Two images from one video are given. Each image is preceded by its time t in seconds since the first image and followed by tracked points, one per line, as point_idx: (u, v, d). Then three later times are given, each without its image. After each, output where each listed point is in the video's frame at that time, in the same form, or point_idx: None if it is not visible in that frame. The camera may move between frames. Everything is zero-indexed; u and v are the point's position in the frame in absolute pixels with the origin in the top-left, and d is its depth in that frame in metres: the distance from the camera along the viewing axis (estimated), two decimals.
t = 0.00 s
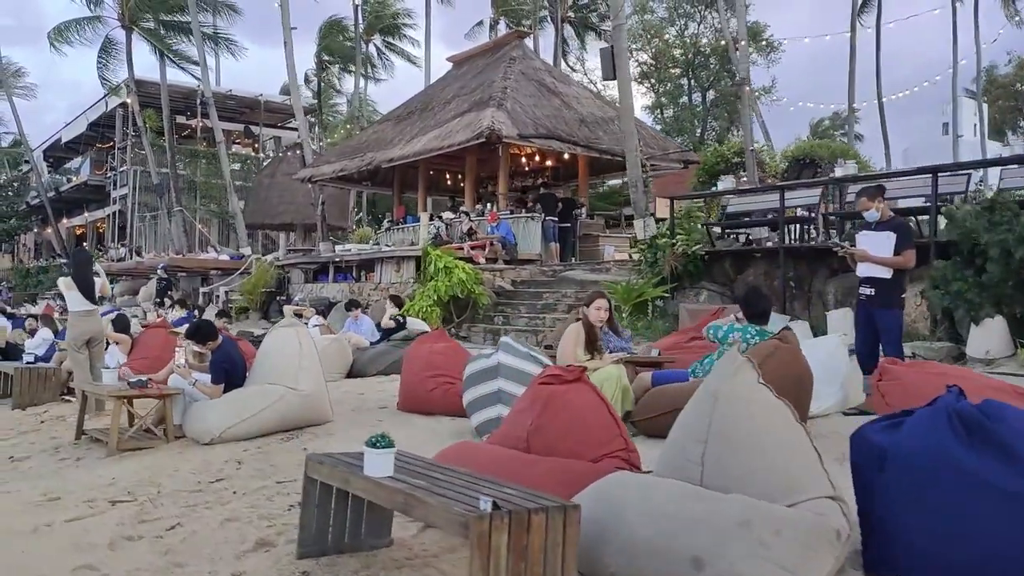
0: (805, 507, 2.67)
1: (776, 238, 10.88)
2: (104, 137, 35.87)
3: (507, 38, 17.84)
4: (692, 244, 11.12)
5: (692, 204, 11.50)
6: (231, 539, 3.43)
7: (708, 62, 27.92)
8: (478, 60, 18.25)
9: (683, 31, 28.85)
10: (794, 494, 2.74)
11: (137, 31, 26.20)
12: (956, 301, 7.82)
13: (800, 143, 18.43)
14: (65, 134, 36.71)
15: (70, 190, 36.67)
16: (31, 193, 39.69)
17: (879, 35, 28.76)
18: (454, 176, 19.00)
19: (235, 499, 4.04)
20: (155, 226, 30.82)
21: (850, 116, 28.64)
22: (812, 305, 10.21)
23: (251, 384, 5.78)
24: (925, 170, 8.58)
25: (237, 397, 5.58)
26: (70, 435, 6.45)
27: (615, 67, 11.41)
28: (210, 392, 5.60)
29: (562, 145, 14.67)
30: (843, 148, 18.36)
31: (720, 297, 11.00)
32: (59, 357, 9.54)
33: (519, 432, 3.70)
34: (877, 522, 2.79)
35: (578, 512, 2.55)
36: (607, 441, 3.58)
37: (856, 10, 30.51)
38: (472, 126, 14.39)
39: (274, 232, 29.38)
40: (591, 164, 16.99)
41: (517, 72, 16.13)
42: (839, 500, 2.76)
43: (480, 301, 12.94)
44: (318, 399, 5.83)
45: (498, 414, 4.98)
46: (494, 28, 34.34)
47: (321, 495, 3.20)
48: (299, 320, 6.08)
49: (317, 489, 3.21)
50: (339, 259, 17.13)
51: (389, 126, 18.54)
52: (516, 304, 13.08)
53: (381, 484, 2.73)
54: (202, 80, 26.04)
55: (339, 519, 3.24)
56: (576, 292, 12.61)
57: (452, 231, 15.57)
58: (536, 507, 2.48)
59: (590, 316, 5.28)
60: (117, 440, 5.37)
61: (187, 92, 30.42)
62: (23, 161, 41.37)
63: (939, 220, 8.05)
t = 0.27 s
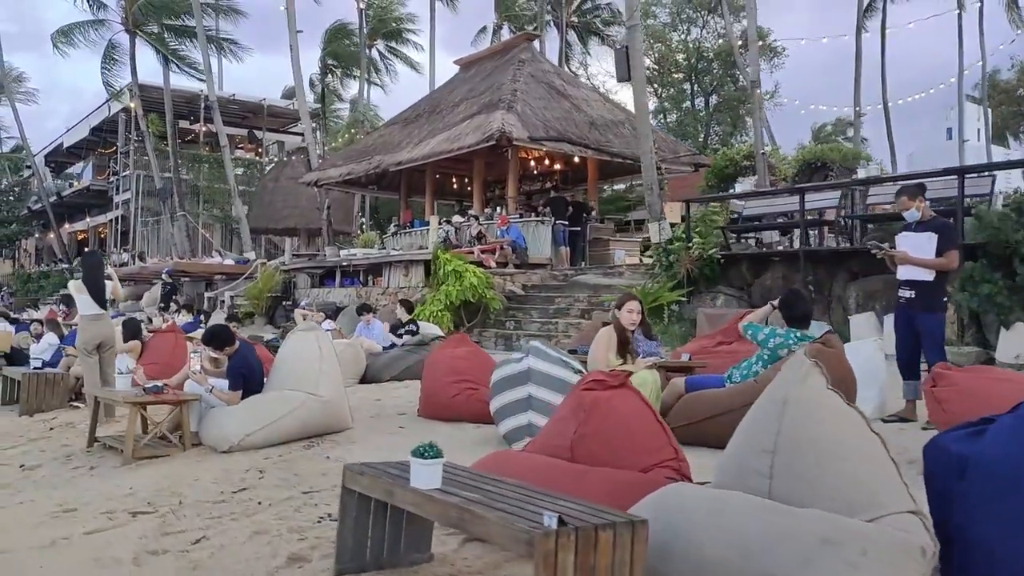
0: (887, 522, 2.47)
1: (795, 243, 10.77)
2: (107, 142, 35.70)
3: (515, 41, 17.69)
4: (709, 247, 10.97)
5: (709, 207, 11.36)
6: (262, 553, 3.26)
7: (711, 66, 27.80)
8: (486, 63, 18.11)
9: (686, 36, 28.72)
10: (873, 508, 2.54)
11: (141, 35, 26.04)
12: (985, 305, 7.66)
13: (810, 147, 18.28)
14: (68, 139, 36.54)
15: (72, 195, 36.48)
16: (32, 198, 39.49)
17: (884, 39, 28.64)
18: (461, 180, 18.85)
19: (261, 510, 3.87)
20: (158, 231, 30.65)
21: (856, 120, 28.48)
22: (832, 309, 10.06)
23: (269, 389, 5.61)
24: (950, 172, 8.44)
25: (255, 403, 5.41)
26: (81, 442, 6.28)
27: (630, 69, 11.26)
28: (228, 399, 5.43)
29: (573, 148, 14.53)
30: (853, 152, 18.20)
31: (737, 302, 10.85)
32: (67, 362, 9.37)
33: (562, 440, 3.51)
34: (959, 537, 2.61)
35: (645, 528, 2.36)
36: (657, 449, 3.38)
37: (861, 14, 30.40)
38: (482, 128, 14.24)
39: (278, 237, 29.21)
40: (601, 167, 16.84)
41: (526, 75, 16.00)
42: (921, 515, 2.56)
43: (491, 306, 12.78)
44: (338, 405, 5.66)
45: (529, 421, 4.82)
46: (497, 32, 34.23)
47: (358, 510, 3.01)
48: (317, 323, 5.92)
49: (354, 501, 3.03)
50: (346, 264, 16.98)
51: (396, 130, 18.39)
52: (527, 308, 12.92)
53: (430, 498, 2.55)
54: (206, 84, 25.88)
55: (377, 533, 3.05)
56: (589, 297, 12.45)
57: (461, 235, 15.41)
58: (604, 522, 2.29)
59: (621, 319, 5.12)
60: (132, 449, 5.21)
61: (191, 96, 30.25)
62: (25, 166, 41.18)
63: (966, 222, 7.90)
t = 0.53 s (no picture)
0: (965, 533, 2.31)
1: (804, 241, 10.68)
2: (102, 147, 35.38)
3: (516, 41, 17.54)
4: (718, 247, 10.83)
5: (717, 207, 11.22)
6: (286, 569, 3.09)
7: (707, 68, 27.66)
8: (487, 64, 17.94)
9: (682, 38, 28.56)
10: (947, 518, 2.38)
11: (136, 39, 25.76)
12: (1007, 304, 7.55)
13: (814, 147, 18.15)
14: (62, 143, 36.21)
15: (66, 200, 36.16)
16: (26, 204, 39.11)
17: (882, 39, 28.54)
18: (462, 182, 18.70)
19: (280, 521, 3.70)
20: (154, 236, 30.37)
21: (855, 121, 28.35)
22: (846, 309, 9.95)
23: (279, 394, 5.42)
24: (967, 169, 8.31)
25: (265, 409, 5.23)
26: (85, 450, 6.10)
27: (637, 67, 11.10)
28: (237, 404, 5.24)
29: (577, 149, 14.37)
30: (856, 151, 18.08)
31: (747, 302, 10.71)
32: (67, 368, 9.17)
33: (599, 445, 3.34)
34: None
35: (709, 540, 2.19)
36: (700, 454, 3.20)
37: (859, 15, 30.30)
38: (484, 129, 14.07)
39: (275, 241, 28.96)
40: (603, 168, 16.67)
41: (528, 75, 15.84)
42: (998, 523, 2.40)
43: (497, 308, 12.64)
44: (350, 411, 5.49)
45: (552, 425, 4.66)
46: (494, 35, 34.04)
47: (389, 521, 2.85)
48: (327, 325, 5.74)
49: (383, 512, 2.84)
50: (347, 267, 16.79)
51: (397, 131, 18.20)
52: (533, 310, 12.75)
53: (472, 509, 2.37)
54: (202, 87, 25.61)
55: (409, 547, 2.87)
56: (595, 298, 12.29)
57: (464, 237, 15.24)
58: (667, 536, 2.11)
59: (646, 319, 4.96)
60: (140, 457, 5.04)
61: (187, 100, 29.98)
62: (18, 171, 40.80)
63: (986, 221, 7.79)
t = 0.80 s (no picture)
0: None
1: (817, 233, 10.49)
2: (97, 139, 35.03)
3: (519, 31, 17.30)
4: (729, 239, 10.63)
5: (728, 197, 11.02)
6: None
7: (706, 61, 27.44)
8: (488, 54, 17.70)
9: (681, 30, 28.32)
10: None
11: (131, 30, 25.36)
12: None
13: (819, 139, 17.97)
14: (56, 136, 35.83)
15: (61, 194, 35.81)
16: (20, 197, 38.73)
17: (883, 31, 28.36)
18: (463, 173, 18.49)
19: (297, 524, 3.49)
20: (150, 229, 30.07)
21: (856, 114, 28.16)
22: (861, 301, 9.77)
23: (288, 390, 5.21)
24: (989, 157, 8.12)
25: (275, 406, 5.02)
26: (86, 447, 5.88)
27: (646, 55, 10.86)
28: (245, 400, 5.02)
29: (582, 139, 14.15)
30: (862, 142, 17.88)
31: (759, 295, 10.52)
32: (66, 362, 8.94)
33: (640, 442, 3.14)
34: None
35: (788, 551, 1.97)
36: (749, 455, 2.99)
37: (860, 7, 30.11)
38: (488, 119, 13.84)
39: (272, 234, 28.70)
40: (607, 159, 16.46)
41: (531, 65, 15.60)
42: None
43: (502, 301, 12.44)
44: (363, 406, 5.28)
45: (577, 420, 4.45)
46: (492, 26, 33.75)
47: (421, 527, 2.62)
48: (337, 318, 5.52)
49: (415, 518, 2.63)
50: (349, 260, 16.56)
51: (397, 122, 17.95)
52: (539, 303, 12.56)
53: (522, 518, 2.16)
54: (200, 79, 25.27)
55: (442, 555, 2.65)
56: (603, 291, 12.10)
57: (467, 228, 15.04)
58: (745, 547, 1.90)
59: (673, 310, 4.71)
60: (145, 454, 4.82)
61: (183, 92, 29.63)
62: (12, 164, 40.39)
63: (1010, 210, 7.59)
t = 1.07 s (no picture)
0: None
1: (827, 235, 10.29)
2: (91, 143, 34.69)
3: (519, 30, 17.09)
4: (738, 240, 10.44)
5: (735, 198, 10.82)
6: None
7: (703, 61, 27.27)
8: (488, 54, 17.49)
9: (679, 31, 28.15)
10: None
11: (126, 32, 25.07)
12: None
13: (823, 138, 17.80)
14: (50, 140, 35.48)
15: (55, 198, 35.46)
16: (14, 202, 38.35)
17: (881, 30, 28.23)
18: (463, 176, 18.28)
19: (308, 552, 3.28)
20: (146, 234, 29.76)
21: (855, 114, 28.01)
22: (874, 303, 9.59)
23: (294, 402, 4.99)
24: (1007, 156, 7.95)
25: (281, 420, 4.80)
26: (82, 464, 5.65)
27: (652, 53, 10.65)
28: (249, 415, 4.80)
29: (584, 140, 13.94)
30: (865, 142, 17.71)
31: (769, 298, 10.32)
32: (60, 372, 8.69)
33: (680, 462, 2.93)
34: None
35: None
36: (799, 477, 2.80)
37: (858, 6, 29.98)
38: (490, 120, 13.63)
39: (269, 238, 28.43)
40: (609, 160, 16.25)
41: (532, 65, 15.39)
42: None
43: (506, 305, 12.21)
44: (371, 420, 5.07)
45: (599, 435, 4.23)
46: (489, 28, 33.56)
47: (450, 562, 2.39)
48: (343, 327, 5.30)
49: (443, 552, 2.41)
50: (348, 263, 16.32)
51: (396, 124, 17.72)
52: (543, 307, 12.36)
53: (568, 558, 1.95)
54: (196, 82, 25.00)
55: None
56: (608, 295, 11.89)
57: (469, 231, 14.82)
58: None
59: (699, 317, 4.46)
60: (144, 472, 4.60)
61: (178, 95, 29.33)
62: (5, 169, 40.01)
63: None
